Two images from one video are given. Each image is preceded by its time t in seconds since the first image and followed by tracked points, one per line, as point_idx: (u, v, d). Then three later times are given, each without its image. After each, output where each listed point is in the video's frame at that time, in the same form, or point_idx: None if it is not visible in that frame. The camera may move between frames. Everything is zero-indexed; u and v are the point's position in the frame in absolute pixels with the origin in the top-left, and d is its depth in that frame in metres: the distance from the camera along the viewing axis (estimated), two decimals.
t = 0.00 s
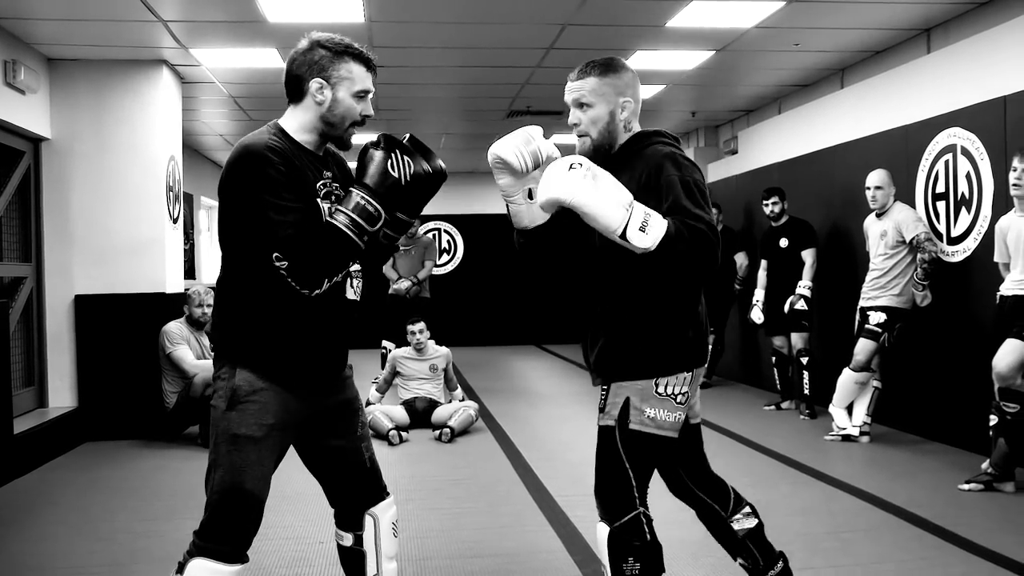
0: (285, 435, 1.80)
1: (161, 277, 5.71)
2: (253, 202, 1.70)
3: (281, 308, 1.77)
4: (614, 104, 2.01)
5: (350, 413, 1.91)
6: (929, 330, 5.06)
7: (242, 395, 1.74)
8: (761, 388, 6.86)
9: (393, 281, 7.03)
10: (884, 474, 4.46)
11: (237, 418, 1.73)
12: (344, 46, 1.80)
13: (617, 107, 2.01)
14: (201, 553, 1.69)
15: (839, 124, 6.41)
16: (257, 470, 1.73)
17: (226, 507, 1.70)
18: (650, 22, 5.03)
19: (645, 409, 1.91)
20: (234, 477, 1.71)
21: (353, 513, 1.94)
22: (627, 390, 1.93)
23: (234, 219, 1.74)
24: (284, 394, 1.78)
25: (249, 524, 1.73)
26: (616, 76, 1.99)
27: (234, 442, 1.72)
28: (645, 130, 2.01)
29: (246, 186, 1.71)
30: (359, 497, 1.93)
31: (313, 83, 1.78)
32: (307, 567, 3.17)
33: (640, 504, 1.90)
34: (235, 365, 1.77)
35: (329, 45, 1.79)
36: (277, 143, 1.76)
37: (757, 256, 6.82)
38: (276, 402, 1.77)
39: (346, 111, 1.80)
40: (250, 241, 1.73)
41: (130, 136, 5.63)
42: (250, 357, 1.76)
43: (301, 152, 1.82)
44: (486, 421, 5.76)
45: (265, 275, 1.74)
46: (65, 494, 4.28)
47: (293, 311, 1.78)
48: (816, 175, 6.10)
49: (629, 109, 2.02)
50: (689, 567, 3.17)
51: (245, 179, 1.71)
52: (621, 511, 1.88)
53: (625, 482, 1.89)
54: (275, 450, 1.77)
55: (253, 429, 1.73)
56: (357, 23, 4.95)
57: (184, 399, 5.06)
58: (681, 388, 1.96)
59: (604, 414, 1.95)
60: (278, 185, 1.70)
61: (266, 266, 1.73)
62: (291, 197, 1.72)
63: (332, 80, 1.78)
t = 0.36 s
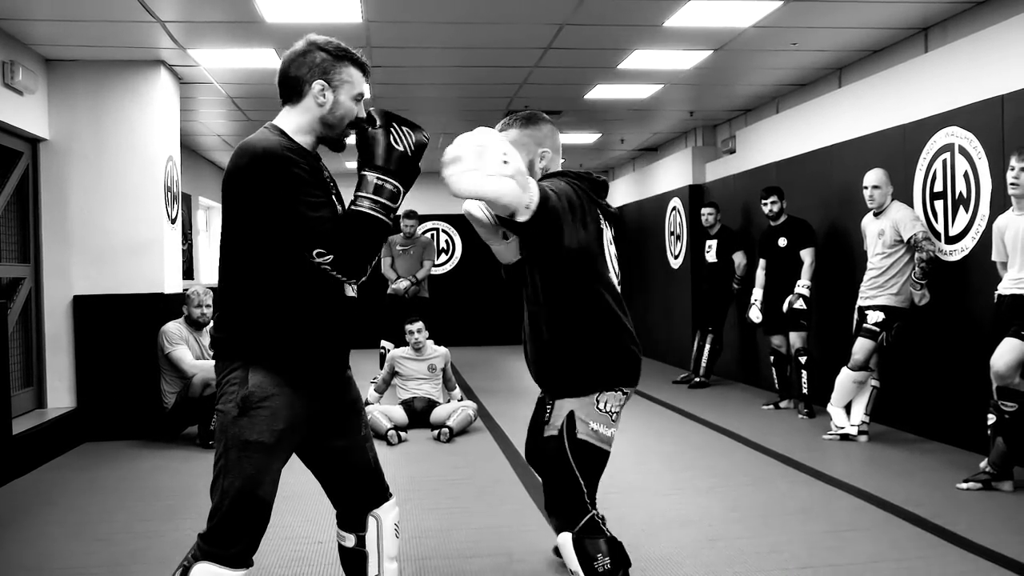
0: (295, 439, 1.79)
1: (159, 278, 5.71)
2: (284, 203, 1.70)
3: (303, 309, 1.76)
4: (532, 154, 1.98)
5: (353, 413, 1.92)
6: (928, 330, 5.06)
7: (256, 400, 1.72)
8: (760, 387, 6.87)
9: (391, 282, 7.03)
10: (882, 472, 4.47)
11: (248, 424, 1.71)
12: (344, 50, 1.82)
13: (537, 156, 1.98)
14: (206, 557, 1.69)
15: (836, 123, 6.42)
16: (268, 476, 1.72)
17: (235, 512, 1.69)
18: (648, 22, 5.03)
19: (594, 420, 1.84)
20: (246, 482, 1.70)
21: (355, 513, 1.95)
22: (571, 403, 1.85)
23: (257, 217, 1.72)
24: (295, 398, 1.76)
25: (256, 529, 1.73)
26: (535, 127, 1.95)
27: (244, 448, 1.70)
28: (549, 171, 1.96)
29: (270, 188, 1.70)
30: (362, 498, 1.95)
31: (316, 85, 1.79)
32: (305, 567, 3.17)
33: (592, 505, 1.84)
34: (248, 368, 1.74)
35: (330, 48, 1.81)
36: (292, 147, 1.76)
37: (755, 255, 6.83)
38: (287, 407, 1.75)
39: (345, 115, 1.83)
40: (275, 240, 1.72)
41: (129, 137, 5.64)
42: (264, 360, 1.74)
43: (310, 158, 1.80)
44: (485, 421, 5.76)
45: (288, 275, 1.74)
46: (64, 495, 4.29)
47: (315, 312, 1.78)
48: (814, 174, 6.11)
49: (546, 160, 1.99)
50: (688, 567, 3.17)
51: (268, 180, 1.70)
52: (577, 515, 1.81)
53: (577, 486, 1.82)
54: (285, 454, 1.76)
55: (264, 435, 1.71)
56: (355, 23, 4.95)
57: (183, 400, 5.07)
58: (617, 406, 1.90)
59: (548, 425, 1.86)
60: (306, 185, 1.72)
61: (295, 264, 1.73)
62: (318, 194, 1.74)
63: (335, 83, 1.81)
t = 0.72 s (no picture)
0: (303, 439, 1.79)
1: (161, 276, 5.71)
2: (317, 213, 1.70)
3: (315, 311, 1.76)
4: (501, 152, 2.42)
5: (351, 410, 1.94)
6: (929, 329, 5.06)
7: (271, 404, 1.71)
8: (761, 386, 6.87)
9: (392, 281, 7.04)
10: (883, 472, 4.46)
11: (261, 427, 1.71)
12: (349, 59, 1.84)
13: (504, 153, 2.42)
14: (221, 560, 1.69)
15: (837, 123, 6.41)
16: (281, 478, 1.72)
17: (253, 516, 1.70)
18: (649, 21, 5.02)
19: (526, 390, 2.36)
20: (261, 485, 1.70)
21: (355, 509, 1.95)
22: (515, 370, 2.37)
23: (275, 226, 1.69)
24: (305, 399, 1.77)
25: (271, 530, 1.73)
26: (502, 129, 2.40)
27: (260, 451, 1.70)
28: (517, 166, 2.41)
29: (299, 199, 1.69)
30: (362, 493, 1.95)
31: (329, 95, 1.79)
32: (305, 565, 3.17)
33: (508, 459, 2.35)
34: (260, 370, 1.73)
35: (336, 57, 1.81)
36: (303, 157, 1.73)
37: (757, 255, 6.83)
38: (298, 409, 1.75)
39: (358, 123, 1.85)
40: (302, 248, 1.71)
41: (130, 136, 5.64)
42: (277, 362, 1.73)
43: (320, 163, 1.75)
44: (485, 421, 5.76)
45: (316, 281, 1.75)
46: (64, 493, 4.29)
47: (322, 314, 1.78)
48: (815, 174, 6.10)
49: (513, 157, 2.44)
50: (688, 567, 3.16)
51: (299, 191, 1.69)
52: (495, 467, 2.32)
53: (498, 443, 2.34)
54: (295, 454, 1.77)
55: (278, 437, 1.71)
56: (356, 22, 4.95)
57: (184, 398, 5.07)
58: (556, 379, 2.42)
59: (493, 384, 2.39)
60: (340, 200, 1.71)
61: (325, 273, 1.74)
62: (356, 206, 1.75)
63: (346, 92, 1.82)
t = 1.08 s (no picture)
0: (299, 439, 1.77)
1: (165, 275, 5.71)
2: (297, 216, 1.71)
3: (302, 308, 1.76)
4: (486, 146, 2.42)
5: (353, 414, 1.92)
6: (933, 327, 5.05)
7: (258, 395, 1.71)
8: (765, 385, 6.87)
9: (396, 279, 7.04)
10: (887, 470, 4.46)
11: (249, 419, 1.70)
12: (328, 71, 1.86)
13: (490, 147, 2.42)
14: (217, 558, 1.66)
15: (841, 121, 6.41)
16: (273, 471, 1.69)
17: (246, 512, 1.66)
18: (654, 19, 5.02)
19: (518, 380, 2.36)
20: (252, 478, 1.67)
21: (362, 508, 1.97)
22: (506, 362, 2.37)
23: (257, 228, 1.72)
24: (298, 395, 1.76)
25: (267, 530, 1.69)
26: (487, 123, 2.40)
27: (248, 442, 1.69)
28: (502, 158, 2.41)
29: (279, 199, 1.71)
30: (373, 497, 1.96)
31: (310, 106, 1.81)
32: (312, 562, 3.18)
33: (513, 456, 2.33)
34: (248, 366, 1.73)
35: (316, 70, 1.84)
36: (281, 159, 1.76)
37: (761, 253, 6.84)
38: (290, 404, 1.74)
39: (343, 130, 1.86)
40: (283, 247, 1.72)
41: (133, 134, 5.65)
42: (266, 357, 1.74)
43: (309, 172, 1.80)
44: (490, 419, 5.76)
45: (300, 278, 1.75)
46: (70, 491, 4.30)
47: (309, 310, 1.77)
48: (819, 172, 6.10)
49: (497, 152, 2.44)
50: (694, 565, 3.16)
51: (277, 192, 1.71)
52: (499, 465, 2.30)
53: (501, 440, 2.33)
54: (290, 452, 1.74)
55: (267, 429, 1.70)
56: (361, 20, 4.95)
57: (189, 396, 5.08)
58: (545, 369, 2.42)
59: (487, 379, 2.39)
60: (316, 196, 1.74)
61: (308, 268, 1.75)
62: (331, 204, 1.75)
63: (325, 99, 1.83)
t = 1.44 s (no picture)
0: (292, 437, 1.78)
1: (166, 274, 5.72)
2: (286, 218, 1.69)
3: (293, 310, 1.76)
4: (484, 144, 2.42)
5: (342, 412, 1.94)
6: (935, 325, 5.05)
7: (254, 396, 1.71)
8: (765, 383, 6.87)
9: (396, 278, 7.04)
10: (889, 468, 4.45)
11: (245, 418, 1.70)
12: (315, 75, 1.85)
13: (487, 146, 2.42)
14: (217, 556, 1.66)
15: (842, 118, 6.41)
16: (269, 469, 1.70)
17: (242, 509, 1.66)
18: (654, 17, 5.02)
19: (519, 377, 2.36)
20: (249, 477, 1.67)
21: (347, 502, 1.98)
22: (506, 359, 2.38)
23: (248, 232, 1.71)
24: (291, 394, 1.77)
25: (264, 526, 1.69)
26: (484, 121, 2.40)
27: (244, 440, 1.69)
28: (500, 156, 2.41)
29: (268, 203, 1.70)
30: (358, 493, 1.97)
31: (298, 109, 1.80)
32: (313, 561, 3.18)
33: (517, 453, 2.35)
34: (242, 366, 1.74)
35: (302, 74, 1.83)
36: (273, 163, 1.74)
37: (761, 251, 6.84)
38: (284, 403, 1.75)
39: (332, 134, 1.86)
40: (274, 251, 1.71)
41: (133, 134, 5.65)
42: (260, 358, 1.73)
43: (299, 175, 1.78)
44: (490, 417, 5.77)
45: (292, 281, 1.74)
46: (72, 490, 4.30)
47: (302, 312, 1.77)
48: (819, 170, 6.10)
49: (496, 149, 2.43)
50: (696, 564, 3.15)
51: (267, 197, 1.70)
52: (504, 461, 2.33)
53: (505, 437, 2.34)
54: (284, 450, 1.75)
55: (263, 427, 1.70)
56: (362, 19, 4.96)
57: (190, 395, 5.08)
58: (544, 363, 2.42)
59: (487, 378, 2.40)
60: (306, 201, 1.72)
61: (298, 271, 1.73)
62: (321, 209, 1.73)
63: (314, 105, 1.82)
